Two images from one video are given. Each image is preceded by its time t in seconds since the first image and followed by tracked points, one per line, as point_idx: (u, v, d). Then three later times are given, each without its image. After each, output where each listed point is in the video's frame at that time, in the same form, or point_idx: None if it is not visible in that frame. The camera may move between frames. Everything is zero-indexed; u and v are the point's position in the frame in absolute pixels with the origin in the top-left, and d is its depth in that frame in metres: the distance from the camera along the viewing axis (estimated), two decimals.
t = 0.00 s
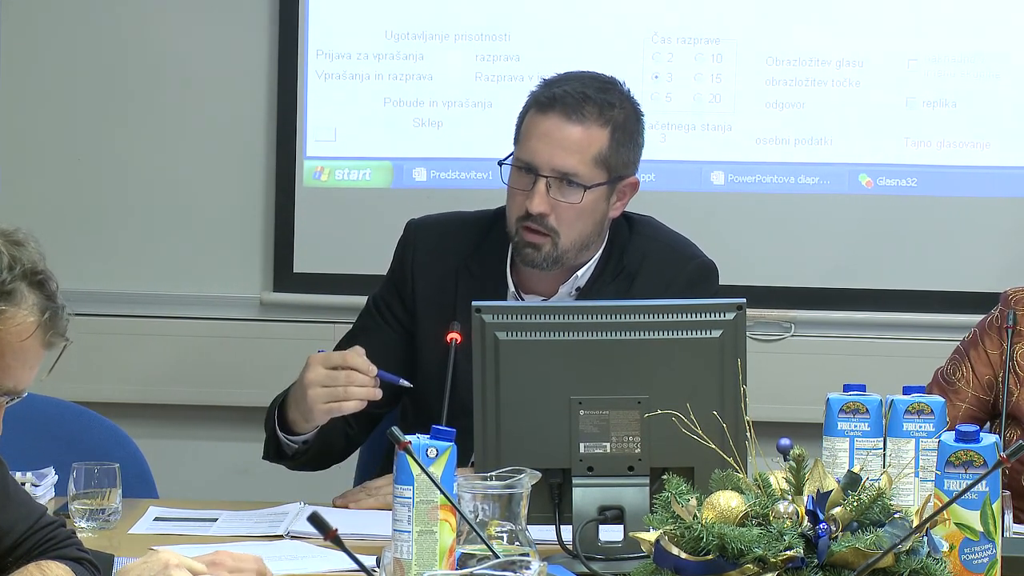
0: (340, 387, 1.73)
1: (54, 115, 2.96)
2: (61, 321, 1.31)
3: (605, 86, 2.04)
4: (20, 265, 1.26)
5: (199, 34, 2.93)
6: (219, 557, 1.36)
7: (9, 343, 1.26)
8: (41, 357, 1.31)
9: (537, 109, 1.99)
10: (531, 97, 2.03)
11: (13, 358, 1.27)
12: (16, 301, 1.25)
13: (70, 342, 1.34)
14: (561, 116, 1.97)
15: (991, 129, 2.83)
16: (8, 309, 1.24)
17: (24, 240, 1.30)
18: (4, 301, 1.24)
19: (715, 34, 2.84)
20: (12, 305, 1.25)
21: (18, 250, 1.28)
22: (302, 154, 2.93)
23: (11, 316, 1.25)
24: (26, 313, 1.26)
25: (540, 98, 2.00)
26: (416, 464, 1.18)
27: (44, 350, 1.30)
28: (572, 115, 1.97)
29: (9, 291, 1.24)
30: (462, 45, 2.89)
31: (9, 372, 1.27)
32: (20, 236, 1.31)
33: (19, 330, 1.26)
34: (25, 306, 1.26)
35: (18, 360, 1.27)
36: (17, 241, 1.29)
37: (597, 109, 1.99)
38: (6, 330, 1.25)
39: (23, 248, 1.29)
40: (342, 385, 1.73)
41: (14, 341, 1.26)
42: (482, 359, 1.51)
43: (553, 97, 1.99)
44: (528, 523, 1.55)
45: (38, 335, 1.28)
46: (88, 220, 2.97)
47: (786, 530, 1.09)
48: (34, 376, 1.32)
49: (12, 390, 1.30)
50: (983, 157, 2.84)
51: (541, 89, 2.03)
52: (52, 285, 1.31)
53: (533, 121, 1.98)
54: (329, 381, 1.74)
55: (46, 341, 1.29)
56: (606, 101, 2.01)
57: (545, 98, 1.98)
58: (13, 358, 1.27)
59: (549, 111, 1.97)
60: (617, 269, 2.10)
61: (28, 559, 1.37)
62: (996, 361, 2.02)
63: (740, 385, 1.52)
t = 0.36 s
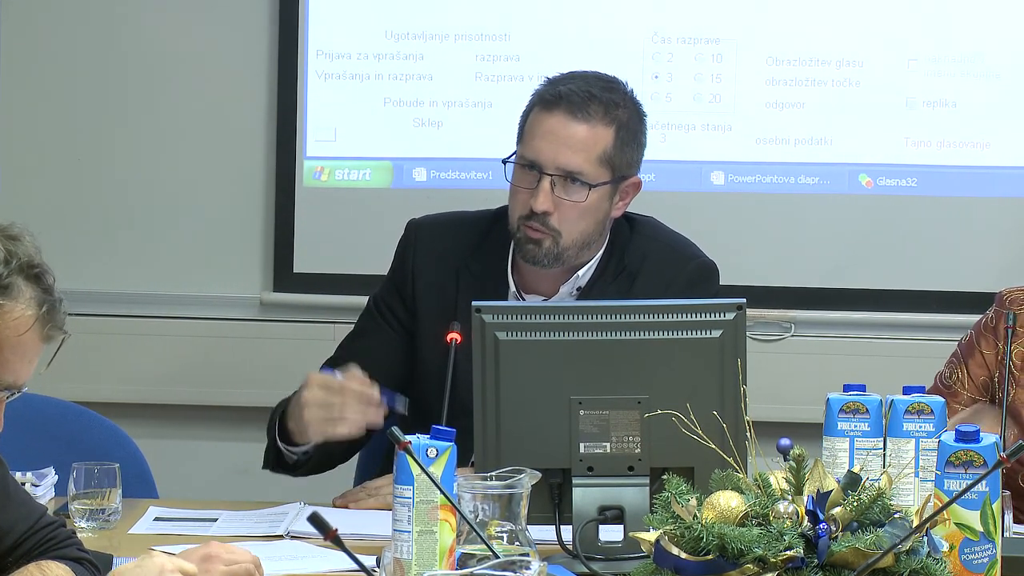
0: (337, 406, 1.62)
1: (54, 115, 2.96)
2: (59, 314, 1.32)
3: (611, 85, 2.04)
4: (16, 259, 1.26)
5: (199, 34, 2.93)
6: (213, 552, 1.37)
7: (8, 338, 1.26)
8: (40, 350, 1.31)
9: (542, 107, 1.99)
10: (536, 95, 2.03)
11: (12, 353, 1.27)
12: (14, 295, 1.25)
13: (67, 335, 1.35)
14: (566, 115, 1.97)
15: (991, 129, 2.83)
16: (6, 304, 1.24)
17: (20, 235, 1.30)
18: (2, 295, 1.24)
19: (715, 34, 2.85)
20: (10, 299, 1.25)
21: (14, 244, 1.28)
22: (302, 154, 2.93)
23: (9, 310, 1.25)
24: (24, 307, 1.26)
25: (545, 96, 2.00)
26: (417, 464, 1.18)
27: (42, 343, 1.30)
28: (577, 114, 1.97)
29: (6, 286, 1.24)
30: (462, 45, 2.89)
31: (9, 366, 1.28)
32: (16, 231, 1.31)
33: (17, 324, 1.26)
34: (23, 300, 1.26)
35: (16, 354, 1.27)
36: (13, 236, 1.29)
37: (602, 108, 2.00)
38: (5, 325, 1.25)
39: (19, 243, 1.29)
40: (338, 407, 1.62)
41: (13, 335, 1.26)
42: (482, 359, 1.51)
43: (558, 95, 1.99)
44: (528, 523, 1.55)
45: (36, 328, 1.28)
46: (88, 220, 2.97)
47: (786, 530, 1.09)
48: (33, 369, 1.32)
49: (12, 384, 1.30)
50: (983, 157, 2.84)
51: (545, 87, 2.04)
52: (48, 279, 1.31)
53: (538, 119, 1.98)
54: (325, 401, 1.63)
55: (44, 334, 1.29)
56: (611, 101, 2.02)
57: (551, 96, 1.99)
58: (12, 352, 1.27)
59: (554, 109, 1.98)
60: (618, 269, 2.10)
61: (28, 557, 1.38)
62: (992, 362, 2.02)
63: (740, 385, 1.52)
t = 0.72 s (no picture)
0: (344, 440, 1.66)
1: (54, 115, 2.96)
2: (59, 312, 1.32)
3: (611, 79, 2.04)
4: (16, 259, 1.26)
5: (199, 34, 2.93)
6: (213, 550, 1.38)
7: (9, 337, 1.26)
8: (41, 349, 1.31)
9: (543, 100, 1.99)
10: (536, 88, 2.03)
11: (13, 352, 1.27)
12: (14, 295, 1.25)
13: (68, 334, 1.35)
14: (566, 107, 1.97)
15: (992, 130, 2.83)
16: (7, 303, 1.24)
17: (20, 234, 1.30)
18: (3, 295, 1.24)
19: (715, 34, 2.85)
20: (10, 299, 1.24)
21: (14, 243, 1.28)
22: (302, 154, 2.93)
23: (10, 310, 1.24)
24: (24, 306, 1.26)
25: (545, 89, 2.00)
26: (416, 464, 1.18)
27: (43, 342, 1.30)
28: (577, 106, 1.98)
29: (7, 285, 1.24)
30: (462, 45, 2.89)
31: (9, 365, 1.28)
32: (16, 230, 1.30)
33: (18, 324, 1.26)
34: (24, 299, 1.26)
35: (17, 353, 1.27)
36: (13, 235, 1.28)
37: (603, 101, 2.00)
38: (6, 325, 1.25)
39: (19, 242, 1.28)
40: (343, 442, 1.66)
41: (13, 335, 1.26)
42: (482, 359, 1.51)
43: (559, 87, 1.99)
44: (529, 523, 1.55)
45: (37, 328, 1.28)
46: (88, 220, 2.97)
47: (786, 530, 1.09)
48: (33, 368, 1.32)
49: (12, 382, 1.30)
50: (983, 157, 2.84)
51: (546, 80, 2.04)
52: (48, 278, 1.31)
53: (538, 111, 1.98)
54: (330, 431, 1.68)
55: (45, 333, 1.29)
56: (611, 94, 2.02)
57: (551, 89, 1.99)
58: (13, 351, 1.27)
59: (554, 102, 1.98)
60: (619, 269, 2.10)
61: (28, 557, 1.38)
62: (996, 367, 2.02)
63: (740, 384, 1.51)
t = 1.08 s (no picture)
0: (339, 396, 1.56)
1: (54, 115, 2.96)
2: (59, 313, 1.32)
3: (615, 82, 2.04)
4: (17, 259, 1.26)
5: (198, 35, 2.93)
6: (212, 548, 1.38)
7: (9, 338, 1.26)
8: (41, 349, 1.31)
9: (546, 103, 1.99)
10: (540, 91, 2.03)
11: (13, 353, 1.27)
12: (15, 295, 1.25)
13: (68, 334, 1.35)
14: (570, 111, 1.97)
15: (992, 130, 2.83)
16: (7, 304, 1.24)
17: (20, 234, 1.30)
18: (3, 295, 1.24)
19: (715, 34, 2.84)
20: (10, 299, 1.24)
21: (14, 243, 1.28)
22: (302, 154, 2.93)
23: (11, 310, 1.24)
24: (24, 307, 1.26)
25: (549, 92, 2.00)
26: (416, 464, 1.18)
27: (43, 342, 1.30)
28: (581, 110, 1.97)
29: (7, 285, 1.24)
30: (462, 45, 2.89)
31: (9, 366, 1.28)
32: (16, 230, 1.30)
33: (18, 324, 1.25)
34: (24, 300, 1.26)
35: (17, 354, 1.27)
36: (13, 235, 1.29)
37: (606, 105, 2.00)
38: (7, 325, 1.25)
39: (19, 242, 1.28)
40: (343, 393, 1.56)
41: (13, 335, 1.26)
42: (482, 358, 1.51)
43: (563, 91, 1.99)
44: (529, 523, 1.55)
45: (37, 328, 1.28)
46: (88, 220, 2.97)
47: (786, 530, 1.09)
48: (34, 368, 1.32)
49: (12, 383, 1.30)
50: (983, 157, 2.83)
51: (549, 83, 2.04)
52: (48, 278, 1.31)
53: (542, 115, 1.98)
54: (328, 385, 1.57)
55: (45, 333, 1.29)
56: (615, 98, 2.02)
57: (555, 92, 1.99)
58: (14, 352, 1.27)
59: (558, 105, 1.98)
60: (620, 270, 2.10)
61: (28, 558, 1.37)
62: (995, 369, 2.02)
63: (740, 384, 1.51)
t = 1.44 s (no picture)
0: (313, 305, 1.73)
1: (53, 115, 2.96)
2: (59, 312, 1.31)
3: (617, 85, 2.04)
4: (16, 258, 1.26)
5: (198, 34, 2.93)
6: (211, 548, 1.38)
7: (9, 337, 1.26)
8: (41, 348, 1.31)
9: (548, 107, 1.99)
10: (542, 94, 2.03)
11: (12, 351, 1.27)
12: (14, 294, 1.25)
13: (68, 333, 1.35)
14: (572, 115, 1.97)
15: (992, 130, 2.83)
16: (7, 302, 1.24)
17: (19, 233, 1.30)
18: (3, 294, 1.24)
19: (715, 35, 2.84)
20: (10, 298, 1.24)
21: (14, 242, 1.28)
22: (302, 154, 2.93)
23: (10, 309, 1.24)
24: (24, 306, 1.26)
25: (551, 96, 2.00)
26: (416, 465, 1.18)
27: (42, 341, 1.30)
28: (583, 114, 1.97)
29: (7, 284, 1.24)
30: (462, 45, 2.89)
31: (9, 365, 1.28)
32: (15, 229, 1.30)
33: (18, 323, 1.25)
34: (23, 299, 1.26)
35: (17, 352, 1.27)
36: (12, 234, 1.29)
37: (608, 108, 2.00)
38: (6, 324, 1.25)
39: (18, 241, 1.28)
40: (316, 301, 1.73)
41: (13, 334, 1.26)
42: (482, 358, 1.51)
43: (564, 95, 1.99)
44: (529, 523, 1.55)
45: (37, 327, 1.28)
46: (88, 220, 2.97)
47: (786, 530, 1.09)
48: (34, 368, 1.32)
49: (12, 382, 1.30)
50: (983, 157, 2.83)
51: (551, 86, 2.04)
52: (48, 276, 1.31)
53: (544, 119, 1.98)
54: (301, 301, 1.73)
55: (45, 332, 1.29)
56: (617, 101, 2.02)
57: (557, 96, 1.99)
58: (14, 350, 1.27)
59: (560, 109, 1.97)
60: (622, 270, 2.10)
61: (29, 558, 1.38)
62: (996, 369, 2.02)
63: (740, 384, 1.52)
